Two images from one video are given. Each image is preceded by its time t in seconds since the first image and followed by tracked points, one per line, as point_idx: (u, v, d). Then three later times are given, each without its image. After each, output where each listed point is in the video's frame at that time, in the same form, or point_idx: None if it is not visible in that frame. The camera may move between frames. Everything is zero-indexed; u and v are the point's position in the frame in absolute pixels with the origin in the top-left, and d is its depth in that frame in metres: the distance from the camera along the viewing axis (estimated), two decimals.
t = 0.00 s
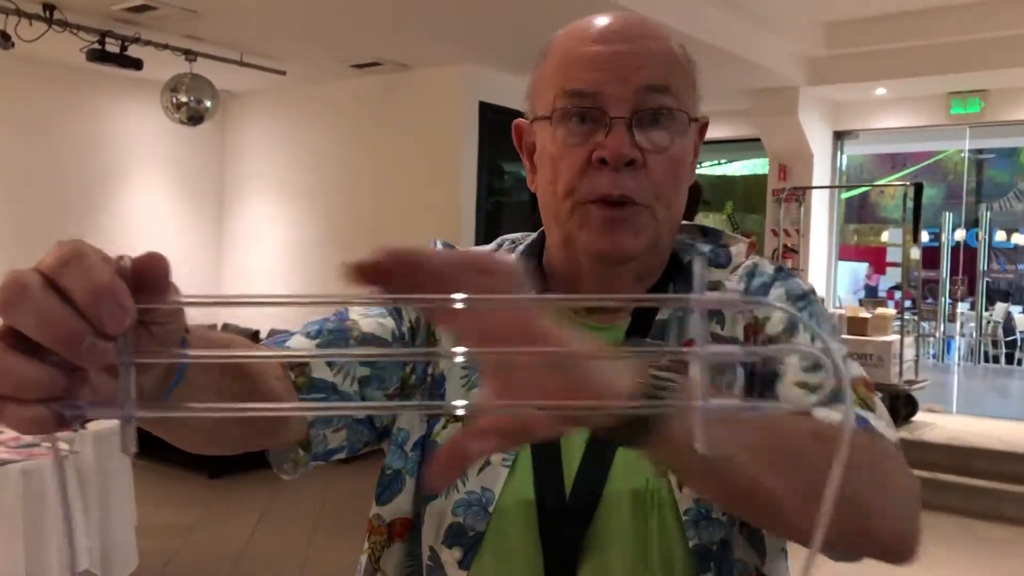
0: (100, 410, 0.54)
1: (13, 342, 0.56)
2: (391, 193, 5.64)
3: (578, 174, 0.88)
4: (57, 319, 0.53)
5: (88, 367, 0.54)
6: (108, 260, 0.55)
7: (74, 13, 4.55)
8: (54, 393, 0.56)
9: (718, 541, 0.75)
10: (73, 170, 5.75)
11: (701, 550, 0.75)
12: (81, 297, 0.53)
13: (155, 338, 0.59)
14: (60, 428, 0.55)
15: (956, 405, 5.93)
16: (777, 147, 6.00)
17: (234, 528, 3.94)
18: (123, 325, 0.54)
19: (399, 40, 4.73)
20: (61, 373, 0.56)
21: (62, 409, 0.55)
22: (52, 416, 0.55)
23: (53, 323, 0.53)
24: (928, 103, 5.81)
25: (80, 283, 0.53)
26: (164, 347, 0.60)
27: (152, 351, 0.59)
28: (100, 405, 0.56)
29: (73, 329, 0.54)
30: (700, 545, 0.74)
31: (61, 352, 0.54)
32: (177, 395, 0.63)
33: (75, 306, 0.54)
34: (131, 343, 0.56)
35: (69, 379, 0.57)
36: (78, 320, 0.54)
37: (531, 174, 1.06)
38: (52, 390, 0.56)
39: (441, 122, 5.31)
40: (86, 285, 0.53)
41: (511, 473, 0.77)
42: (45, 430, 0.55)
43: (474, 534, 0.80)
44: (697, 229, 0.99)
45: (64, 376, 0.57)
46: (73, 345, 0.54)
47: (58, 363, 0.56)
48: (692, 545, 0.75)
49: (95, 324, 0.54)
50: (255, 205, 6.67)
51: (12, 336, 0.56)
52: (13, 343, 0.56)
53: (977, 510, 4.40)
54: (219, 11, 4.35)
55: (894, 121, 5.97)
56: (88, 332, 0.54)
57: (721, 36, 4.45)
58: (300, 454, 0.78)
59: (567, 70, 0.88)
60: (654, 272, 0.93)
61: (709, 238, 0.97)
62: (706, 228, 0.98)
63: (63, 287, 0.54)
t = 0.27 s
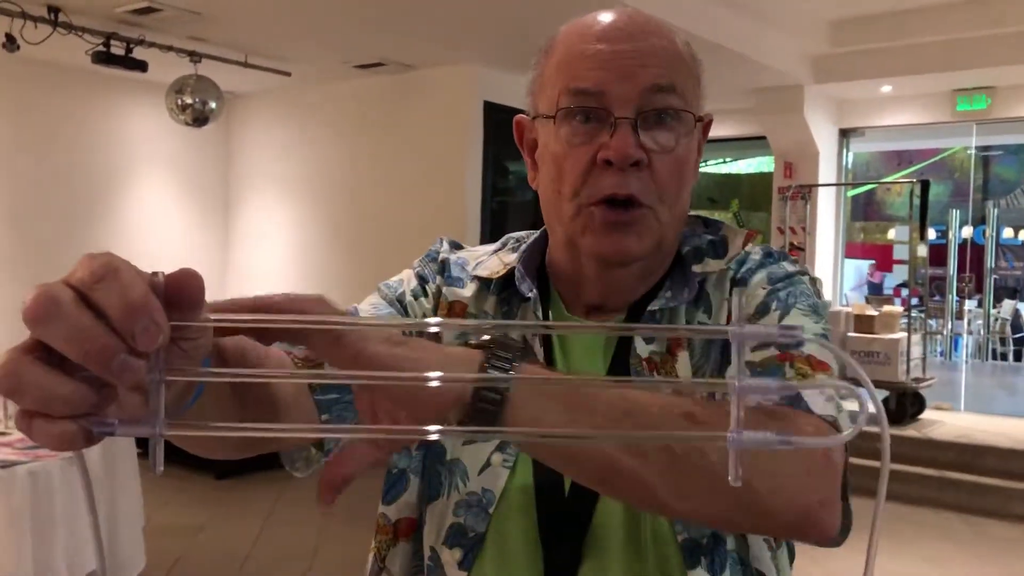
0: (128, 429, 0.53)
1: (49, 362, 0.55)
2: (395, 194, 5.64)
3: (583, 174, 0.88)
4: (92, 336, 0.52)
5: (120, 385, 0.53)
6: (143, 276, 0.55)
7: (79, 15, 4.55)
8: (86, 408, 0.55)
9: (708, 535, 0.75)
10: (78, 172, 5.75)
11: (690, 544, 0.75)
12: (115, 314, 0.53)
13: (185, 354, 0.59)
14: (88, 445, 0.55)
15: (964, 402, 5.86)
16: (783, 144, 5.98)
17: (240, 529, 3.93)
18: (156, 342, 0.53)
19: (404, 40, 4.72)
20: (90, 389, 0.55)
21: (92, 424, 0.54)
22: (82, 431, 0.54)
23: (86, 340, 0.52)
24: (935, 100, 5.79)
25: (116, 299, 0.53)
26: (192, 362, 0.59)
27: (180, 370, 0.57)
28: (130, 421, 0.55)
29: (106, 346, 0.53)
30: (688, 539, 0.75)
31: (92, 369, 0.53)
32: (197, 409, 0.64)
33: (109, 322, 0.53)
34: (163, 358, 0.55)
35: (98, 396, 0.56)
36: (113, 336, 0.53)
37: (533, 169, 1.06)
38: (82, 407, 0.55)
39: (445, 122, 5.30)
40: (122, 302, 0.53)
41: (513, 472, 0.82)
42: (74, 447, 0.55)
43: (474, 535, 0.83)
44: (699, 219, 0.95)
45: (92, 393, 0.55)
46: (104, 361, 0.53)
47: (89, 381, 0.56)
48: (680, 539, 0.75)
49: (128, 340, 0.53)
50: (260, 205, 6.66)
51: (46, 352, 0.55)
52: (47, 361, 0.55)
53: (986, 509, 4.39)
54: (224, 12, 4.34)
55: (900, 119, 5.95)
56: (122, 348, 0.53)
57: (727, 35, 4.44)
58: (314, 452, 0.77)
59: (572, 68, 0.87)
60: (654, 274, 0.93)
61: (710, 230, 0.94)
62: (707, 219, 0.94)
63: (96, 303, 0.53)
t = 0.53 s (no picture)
0: (108, 407, 0.58)
1: (28, 341, 0.59)
2: (402, 191, 5.65)
3: (577, 167, 0.90)
4: (70, 315, 0.57)
5: (99, 360, 0.57)
6: (118, 257, 0.59)
7: (86, 15, 4.57)
8: (63, 388, 0.59)
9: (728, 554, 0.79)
10: (86, 171, 5.78)
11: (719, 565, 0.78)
12: (93, 293, 0.57)
13: (167, 334, 0.65)
14: (69, 421, 0.59)
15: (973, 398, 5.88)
16: (789, 141, 5.98)
17: (249, 528, 3.94)
18: (133, 318, 0.57)
19: (409, 38, 4.72)
20: (68, 368, 0.59)
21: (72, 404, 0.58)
22: (62, 412, 0.58)
23: (65, 319, 0.56)
24: (941, 95, 5.77)
25: (92, 278, 0.57)
26: (173, 340, 0.65)
27: (156, 346, 0.62)
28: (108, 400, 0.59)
29: (85, 324, 0.57)
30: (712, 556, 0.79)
31: (71, 345, 0.57)
32: (184, 390, 0.71)
33: (87, 302, 0.57)
34: (141, 338, 0.60)
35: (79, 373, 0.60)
36: (90, 316, 0.57)
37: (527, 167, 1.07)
38: (62, 384, 0.59)
39: (451, 120, 5.31)
40: (98, 282, 0.57)
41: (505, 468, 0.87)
42: (56, 424, 0.58)
43: (470, 532, 0.85)
44: (704, 223, 1.03)
45: (70, 370, 0.60)
46: (83, 339, 0.57)
47: (67, 358, 0.60)
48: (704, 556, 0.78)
49: (106, 318, 0.57)
50: (267, 205, 6.67)
51: (24, 332, 0.59)
52: (27, 340, 0.59)
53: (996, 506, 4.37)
54: (229, 12, 4.36)
55: (907, 114, 5.93)
56: (99, 326, 0.57)
57: (732, 31, 4.43)
58: (305, 450, 0.86)
59: (564, 62, 0.89)
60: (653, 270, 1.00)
61: (715, 231, 1.01)
62: (711, 222, 1.02)
63: (72, 282, 0.57)
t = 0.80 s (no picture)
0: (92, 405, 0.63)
1: (12, 335, 0.63)
2: (407, 191, 5.65)
3: (586, 171, 0.90)
4: (54, 311, 0.60)
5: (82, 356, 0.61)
6: (102, 252, 0.61)
7: (91, 17, 4.58)
8: (46, 383, 0.64)
9: (738, 550, 0.87)
10: (91, 172, 5.78)
11: (725, 557, 0.86)
12: (77, 289, 0.60)
13: (151, 329, 0.71)
14: (51, 415, 0.64)
15: (979, 395, 5.96)
16: (794, 138, 5.97)
17: (256, 527, 3.95)
18: (116, 315, 0.60)
19: (413, 37, 4.73)
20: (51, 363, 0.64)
21: (55, 400, 0.64)
22: (44, 407, 0.64)
23: (50, 317, 0.60)
24: (946, 91, 5.76)
25: (76, 276, 0.59)
26: (160, 337, 0.71)
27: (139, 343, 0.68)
28: (90, 396, 0.64)
29: (69, 321, 0.60)
30: (723, 553, 0.86)
31: (55, 340, 0.60)
32: (169, 385, 0.79)
33: (71, 299, 0.60)
34: (125, 335, 0.64)
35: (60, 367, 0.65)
36: (74, 312, 0.60)
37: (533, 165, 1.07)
38: (46, 379, 0.64)
39: (455, 119, 5.31)
40: (83, 278, 0.59)
41: (523, 471, 0.91)
42: (39, 418, 0.64)
43: (487, 534, 0.90)
44: (712, 221, 1.03)
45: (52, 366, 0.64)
46: (67, 335, 0.60)
47: (49, 353, 0.64)
48: (716, 551, 0.86)
49: (89, 315, 0.60)
50: (271, 205, 6.68)
51: (9, 324, 0.63)
52: (13, 335, 0.63)
53: (1002, 502, 4.35)
54: (234, 13, 4.37)
55: (912, 110, 5.92)
56: (83, 322, 0.61)
57: (736, 28, 4.43)
58: (299, 447, 0.91)
59: (575, 64, 0.90)
60: (662, 272, 1.00)
61: (723, 230, 1.01)
62: (718, 221, 1.02)
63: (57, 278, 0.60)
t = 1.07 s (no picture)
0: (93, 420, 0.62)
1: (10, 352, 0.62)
2: (409, 190, 5.65)
3: (580, 176, 0.90)
4: (51, 327, 0.59)
5: (82, 371, 0.61)
6: (98, 266, 0.61)
7: (92, 18, 4.58)
8: (47, 400, 0.64)
9: (709, 548, 0.82)
10: (93, 174, 5.79)
11: (691, 555, 0.82)
12: (74, 304, 0.59)
13: (150, 341, 0.70)
14: (53, 433, 0.64)
15: (984, 392, 5.88)
16: (797, 135, 5.95)
17: (260, 528, 3.95)
18: (115, 330, 0.60)
19: (415, 37, 4.72)
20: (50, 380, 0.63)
21: (57, 417, 0.63)
22: (46, 424, 0.63)
23: (47, 332, 0.59)
24: (949, 87, 5.74)
25: (72, 291, 0.59)
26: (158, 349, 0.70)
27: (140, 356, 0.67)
28: (92, 411, 0.63)
29: (67, 336, 0.60)
30: (688, 550, 0.82)
31: (54, 356, 0.60)
32: (168, 399, 0.80)
33: (68, 314, 0.60)
34: (125, 350, 0.64)
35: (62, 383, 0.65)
36: (72, 327, 0.60)
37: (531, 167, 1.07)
38: (47, 396, 0.64)
39: (457, 118, 5.31)
40: (79, 293, 0.59)
41: (524, 476, 0.89)
42: (41, 435, 0.63)
43: (490, 540, 0.88)
44: (711, 214, 1.01)
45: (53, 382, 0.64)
46: (66, 350, 0.60)
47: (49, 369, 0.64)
48: (682, 550, 0.82)
49: (88, 330, 0.60)
50: (274, 206, 6.69)
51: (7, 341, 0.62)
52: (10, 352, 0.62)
53: (1009, 499, 4.32)
54: (235, 13, 4.36)
55: (915, 106, 5.90)
56: (81, 337, 0.60)
57: (738, 26, 4.41)
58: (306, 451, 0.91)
59: (566, 67, 0.89)
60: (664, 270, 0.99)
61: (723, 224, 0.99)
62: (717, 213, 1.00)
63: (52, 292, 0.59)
